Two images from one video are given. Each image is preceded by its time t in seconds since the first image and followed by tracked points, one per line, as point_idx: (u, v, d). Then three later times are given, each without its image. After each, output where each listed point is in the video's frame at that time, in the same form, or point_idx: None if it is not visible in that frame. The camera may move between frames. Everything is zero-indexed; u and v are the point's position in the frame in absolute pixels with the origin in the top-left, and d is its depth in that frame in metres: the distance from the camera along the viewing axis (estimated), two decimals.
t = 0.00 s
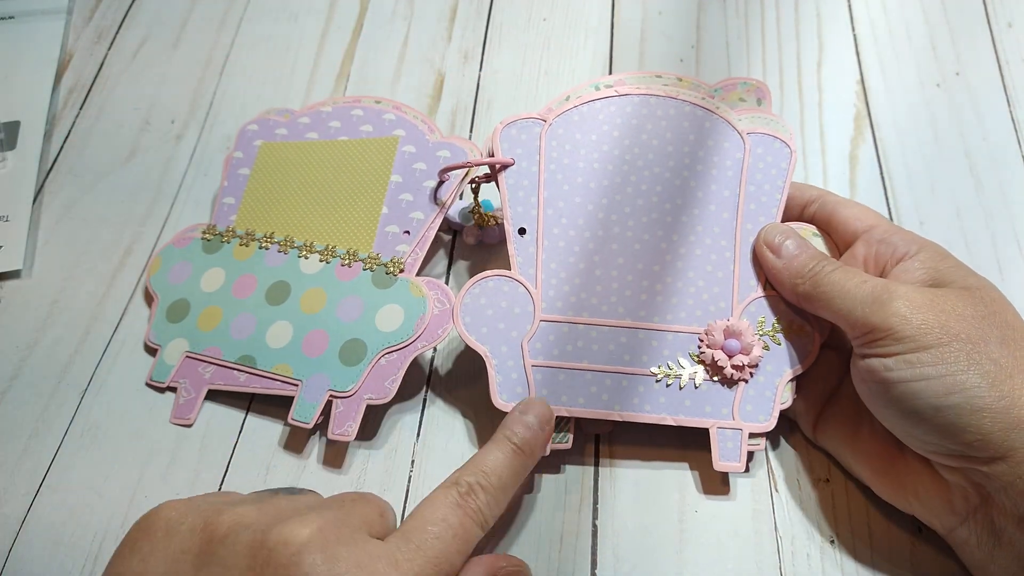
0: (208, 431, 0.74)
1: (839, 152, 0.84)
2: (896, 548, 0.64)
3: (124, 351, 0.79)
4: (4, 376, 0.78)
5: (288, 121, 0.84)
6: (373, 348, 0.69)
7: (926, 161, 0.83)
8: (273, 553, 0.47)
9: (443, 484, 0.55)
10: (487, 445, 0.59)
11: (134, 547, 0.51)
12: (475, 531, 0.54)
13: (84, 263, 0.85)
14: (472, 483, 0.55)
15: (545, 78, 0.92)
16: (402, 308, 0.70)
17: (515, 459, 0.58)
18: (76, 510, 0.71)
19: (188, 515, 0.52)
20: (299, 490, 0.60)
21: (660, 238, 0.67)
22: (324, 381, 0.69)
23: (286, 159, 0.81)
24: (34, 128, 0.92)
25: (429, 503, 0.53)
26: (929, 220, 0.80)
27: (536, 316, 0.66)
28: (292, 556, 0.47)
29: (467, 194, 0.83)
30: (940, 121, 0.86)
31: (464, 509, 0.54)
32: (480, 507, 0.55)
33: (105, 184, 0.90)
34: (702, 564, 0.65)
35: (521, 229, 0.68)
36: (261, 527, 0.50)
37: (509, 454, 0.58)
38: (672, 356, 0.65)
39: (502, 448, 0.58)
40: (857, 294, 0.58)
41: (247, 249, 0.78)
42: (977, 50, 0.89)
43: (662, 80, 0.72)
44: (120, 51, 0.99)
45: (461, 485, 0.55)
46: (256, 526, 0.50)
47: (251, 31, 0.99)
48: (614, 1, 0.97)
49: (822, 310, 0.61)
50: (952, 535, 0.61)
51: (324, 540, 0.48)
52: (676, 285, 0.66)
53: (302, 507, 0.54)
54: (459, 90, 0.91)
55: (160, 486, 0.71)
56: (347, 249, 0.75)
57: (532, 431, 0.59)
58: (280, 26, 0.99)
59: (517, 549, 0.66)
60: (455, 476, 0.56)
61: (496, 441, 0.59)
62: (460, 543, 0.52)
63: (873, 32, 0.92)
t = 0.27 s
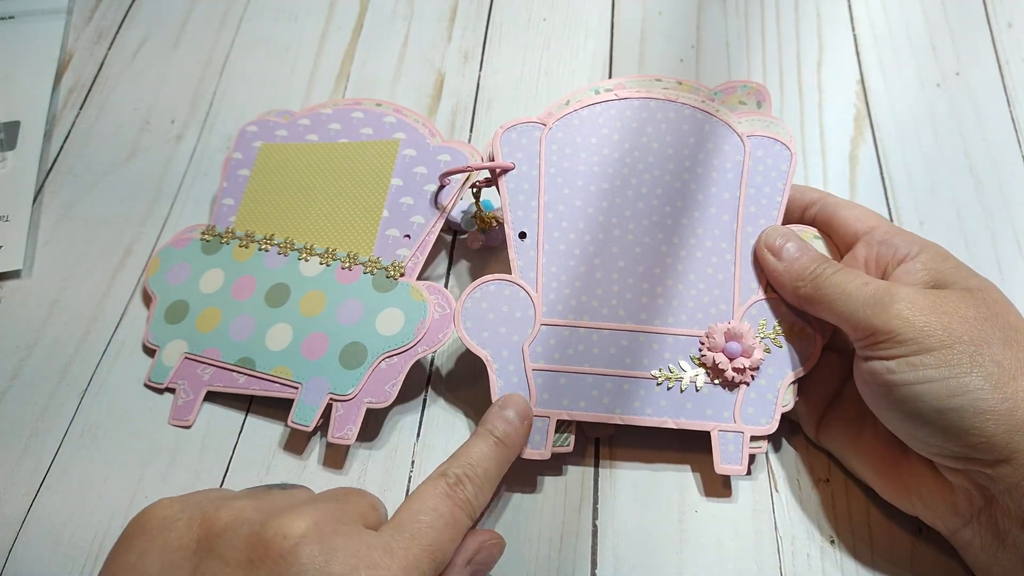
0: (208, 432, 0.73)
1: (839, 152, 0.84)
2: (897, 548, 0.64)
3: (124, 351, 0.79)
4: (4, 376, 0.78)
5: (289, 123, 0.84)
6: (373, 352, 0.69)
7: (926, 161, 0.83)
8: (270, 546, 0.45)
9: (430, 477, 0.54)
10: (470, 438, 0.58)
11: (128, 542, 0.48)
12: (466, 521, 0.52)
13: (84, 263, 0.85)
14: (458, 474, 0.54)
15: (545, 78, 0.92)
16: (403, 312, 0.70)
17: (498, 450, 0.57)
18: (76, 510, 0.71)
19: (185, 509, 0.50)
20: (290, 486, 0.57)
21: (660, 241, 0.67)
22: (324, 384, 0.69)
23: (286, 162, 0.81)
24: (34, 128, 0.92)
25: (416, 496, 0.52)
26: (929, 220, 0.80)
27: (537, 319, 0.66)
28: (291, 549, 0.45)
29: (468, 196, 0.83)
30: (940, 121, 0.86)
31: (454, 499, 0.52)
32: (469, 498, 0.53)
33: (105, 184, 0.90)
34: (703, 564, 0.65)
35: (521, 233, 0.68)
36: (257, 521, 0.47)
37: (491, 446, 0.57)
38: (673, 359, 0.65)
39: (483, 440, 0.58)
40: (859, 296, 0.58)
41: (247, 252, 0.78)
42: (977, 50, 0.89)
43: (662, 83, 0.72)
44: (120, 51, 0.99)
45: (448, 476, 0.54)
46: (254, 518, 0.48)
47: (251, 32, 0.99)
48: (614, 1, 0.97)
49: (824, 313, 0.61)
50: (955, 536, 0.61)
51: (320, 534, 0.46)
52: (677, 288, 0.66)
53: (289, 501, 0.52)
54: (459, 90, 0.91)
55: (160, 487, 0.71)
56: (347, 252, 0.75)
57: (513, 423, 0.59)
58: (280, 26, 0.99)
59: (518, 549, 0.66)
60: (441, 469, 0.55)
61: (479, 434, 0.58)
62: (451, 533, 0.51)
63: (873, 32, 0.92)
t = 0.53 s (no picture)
0: (208, 432, 0.73)
1: (839, 152, 0.84)
2: (897, 548, 0.64)
3: (124, 351, 0.79)
4: (3, 376, 0.78)
5: (288, 123, 0.84)
6: (374, 353, 0.69)
7: (926, 161, 0.83)
8: (269, 495, 0.48)
9: (426, 434, 0.55)
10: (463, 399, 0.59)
11: (135, 490, 0.53)
12: (460, 477, 0.54)
13: (84, 263, 0.85)
14: (453, 432, 0.55)
15: (545, 78, 0.92)
16: (404, 313, 0.70)
17: (492, 410, 0.58)
18: (77, 509, 0.71)
19: (183, 464, 0.54)
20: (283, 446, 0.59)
21: (659, 241, 0.67)
22: (325, 385, 0.69)
23: (285, 162, 0.81)
24: (34, 128, 0.92)
25: (411, 452, 0.53)
26: (929, 220, 0.80)
27: (537, 320, 0.66)
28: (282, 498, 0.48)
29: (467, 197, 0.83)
30: (940, 121, 0.86)
31: (447, 455, 0.54)
32: (463, 455, 0.55)
33: (105, 184, 0.90)
34: (703, 564, 0.65)
35: (521, 234, 0.68)
36: (252, 471, 0.51)
37: (484, 408, 0.58)
38: (673, 359, 0.65)
39: (475, 400, 0.59)
40: (858, 295, 0.58)
41: (246, 251, 0.78)
42: (977, 50, 0.89)
43: (662, 83, 0.72)
44: (120, 51, 0.99)
45: (443, 434, 0.55)
46: (250, 469, 0.51)
47: (251, 31, 0.99)
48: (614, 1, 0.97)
49: (823, 312, 0.61)
50: (955, 536, 0.61)
51: (313, 484, 0.49)
52: (676, 288, 0.66)
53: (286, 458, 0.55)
54: (459, 90, 0.91)
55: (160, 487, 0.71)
56: (347, 253, 0.75)
57: (505, 386, 0.60)
58: (280, 26, 0.99)
59: (517, 548, 0.66)
60: (436, 427, 0.56)
61: (472, 395, 0.59)
62: (446, 487, 0.52)
63: (873, 32, 0.92)
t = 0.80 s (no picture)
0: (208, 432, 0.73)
1: (839, 152, 0.84)
2: (898, 548, 0.64)
3: (124, 351, 0.79)
4: (3, 376, 0.78)
5: (287, 124, 0.84)
6: (371, 355, 0.69)
7: (926, 161, 0.83)
8: (304, 423, 0.50)
9: (452, 373, 0.57)
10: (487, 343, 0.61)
11: (173, 425, 0.54)
12: (484, 413, 0.56)
13: (84, 263, 0.85)
14: (476, 371, 0.58)
15: (545, 78, 0.92)
16: (401, 315, 0.70)
17: (515, 353, 0.61)
18: (77, 509, 0.71)
19: (219, 398, 0.55)
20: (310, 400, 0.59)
21: (658, 242, 0.67)
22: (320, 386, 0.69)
23: (284, 162, 0.81)
24: (34, 128, 0.92)
25: (438, 389, 0.55)
26: (929, 220, 0.80)
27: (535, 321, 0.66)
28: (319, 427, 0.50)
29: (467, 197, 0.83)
30: (940, 121, 0.86)
31: (473, 392, 0.56)
32: (487, 393, 0.57)
33: (105, 184, 0.90)
34: (703, 564, 0.65)
35: (519, 235, 0.68)
36: (287, 403, 0.53)
37: (507, 349, 0.60)
38: (672, 360, 0.65)
39: (499, 342, 0.61)
40: (857, 296, 0.58)
41: (244, 252, 0.78)
42: (977, 50, 0.89)
43: (660, 85, 0.72)
44: (120, 51, 0.99)
45: (468, 372, 0.57)
46: (284, 400, 0.53)
47: (251, 32, 0.99)
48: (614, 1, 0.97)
49: (822, 312, 0.61)
50: (955, 535, 0.61)
51: (346, 413, 0.51)
52: (675, 289, 0.66)
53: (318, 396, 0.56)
54: (459, 90, 0.91)
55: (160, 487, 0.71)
56: (345, 253, 0.75)
57: (527, 331, 0.62)
58: (280, 26, 0.99)
59: (517, 548, 0.66)
60: (461, 367, 0.58)
61: (494, 338, 0.61)
62: (472, 421, 0.54)
63: (873, 32, 0.92)
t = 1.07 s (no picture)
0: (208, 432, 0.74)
1: (840, 152, 0.84)
2: (898, 548, 0.64)
3: (124, 351, 0.79)
4: (3, 376, 0.78)
5: (287, 125, 0.84)
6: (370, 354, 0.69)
7: (926, 161, 0.83)
8: (324, 368, 0.50)
9: (470, 325, 0.57)
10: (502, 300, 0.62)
11: (195, 369, 0.54)
12: (502, 363, 0.56)
13: (85, 263, 0.85)
14: (495, 323, 0.58)
15: (545, 78, 0.92)
16: (400, 314, 0.71)
17: (530, 310, 0.61)
18: (77, 509, 0.71)
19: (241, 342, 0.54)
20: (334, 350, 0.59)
21: (658, 242, 0.67)
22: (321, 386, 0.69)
23: (284, 163, 0.81)
24: (34, 128, 0.92)
25: (458, 337, 0.55)
26: (929, 220, 0.80)
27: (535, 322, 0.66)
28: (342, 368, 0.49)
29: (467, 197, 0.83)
30: (940, 121, 0.86)
31: (491, 342, 0.56)
32: (505, 344, 0.57)
33: (105, 184, 0.90)
34: (703, 565, 0.65)
35: (518, 235, 0.68)
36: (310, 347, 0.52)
37: (523, 306, 0.61)
38: (672, 360, 0.65)
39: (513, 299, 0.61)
40: (856, 295, 0.58)
41: (244, 253, 0.78)
42: (977, 50, 0.89)
43: (659, 83, 0.72)
44: (120, 51, 0.99)
45: (486, 324, 0.57)
46: (306, 344, 0.52)
47: (251, 32, 0.99)
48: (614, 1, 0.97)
49: (822, 312, 0.61)
50: (955, 536, 0.61)
51: (369, 355, 0.51)
52: (675, 289, 0.66)
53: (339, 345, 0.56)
54: (459, 90, 0.91)
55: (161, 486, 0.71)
56: (344, 253, 0.75)
57: (541, 291, 0.63)
58: (280, 26, 0.99)
59: (517, 548, 0.66)
60: (479, 320, 0.58)
61: (509, 297, 0.61)
62: (492, 368, 0.54)
63: (873, 32, 0.92)
